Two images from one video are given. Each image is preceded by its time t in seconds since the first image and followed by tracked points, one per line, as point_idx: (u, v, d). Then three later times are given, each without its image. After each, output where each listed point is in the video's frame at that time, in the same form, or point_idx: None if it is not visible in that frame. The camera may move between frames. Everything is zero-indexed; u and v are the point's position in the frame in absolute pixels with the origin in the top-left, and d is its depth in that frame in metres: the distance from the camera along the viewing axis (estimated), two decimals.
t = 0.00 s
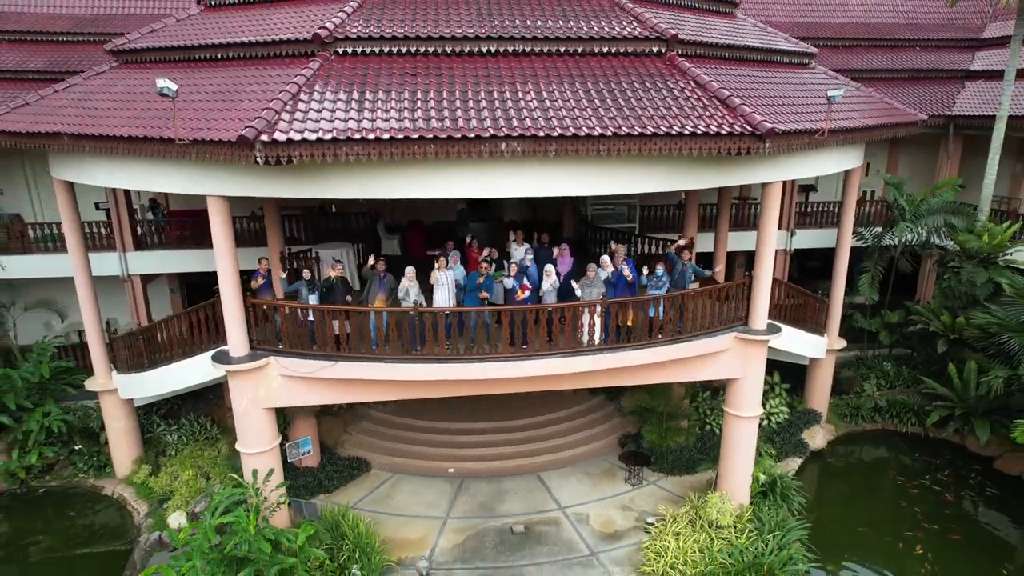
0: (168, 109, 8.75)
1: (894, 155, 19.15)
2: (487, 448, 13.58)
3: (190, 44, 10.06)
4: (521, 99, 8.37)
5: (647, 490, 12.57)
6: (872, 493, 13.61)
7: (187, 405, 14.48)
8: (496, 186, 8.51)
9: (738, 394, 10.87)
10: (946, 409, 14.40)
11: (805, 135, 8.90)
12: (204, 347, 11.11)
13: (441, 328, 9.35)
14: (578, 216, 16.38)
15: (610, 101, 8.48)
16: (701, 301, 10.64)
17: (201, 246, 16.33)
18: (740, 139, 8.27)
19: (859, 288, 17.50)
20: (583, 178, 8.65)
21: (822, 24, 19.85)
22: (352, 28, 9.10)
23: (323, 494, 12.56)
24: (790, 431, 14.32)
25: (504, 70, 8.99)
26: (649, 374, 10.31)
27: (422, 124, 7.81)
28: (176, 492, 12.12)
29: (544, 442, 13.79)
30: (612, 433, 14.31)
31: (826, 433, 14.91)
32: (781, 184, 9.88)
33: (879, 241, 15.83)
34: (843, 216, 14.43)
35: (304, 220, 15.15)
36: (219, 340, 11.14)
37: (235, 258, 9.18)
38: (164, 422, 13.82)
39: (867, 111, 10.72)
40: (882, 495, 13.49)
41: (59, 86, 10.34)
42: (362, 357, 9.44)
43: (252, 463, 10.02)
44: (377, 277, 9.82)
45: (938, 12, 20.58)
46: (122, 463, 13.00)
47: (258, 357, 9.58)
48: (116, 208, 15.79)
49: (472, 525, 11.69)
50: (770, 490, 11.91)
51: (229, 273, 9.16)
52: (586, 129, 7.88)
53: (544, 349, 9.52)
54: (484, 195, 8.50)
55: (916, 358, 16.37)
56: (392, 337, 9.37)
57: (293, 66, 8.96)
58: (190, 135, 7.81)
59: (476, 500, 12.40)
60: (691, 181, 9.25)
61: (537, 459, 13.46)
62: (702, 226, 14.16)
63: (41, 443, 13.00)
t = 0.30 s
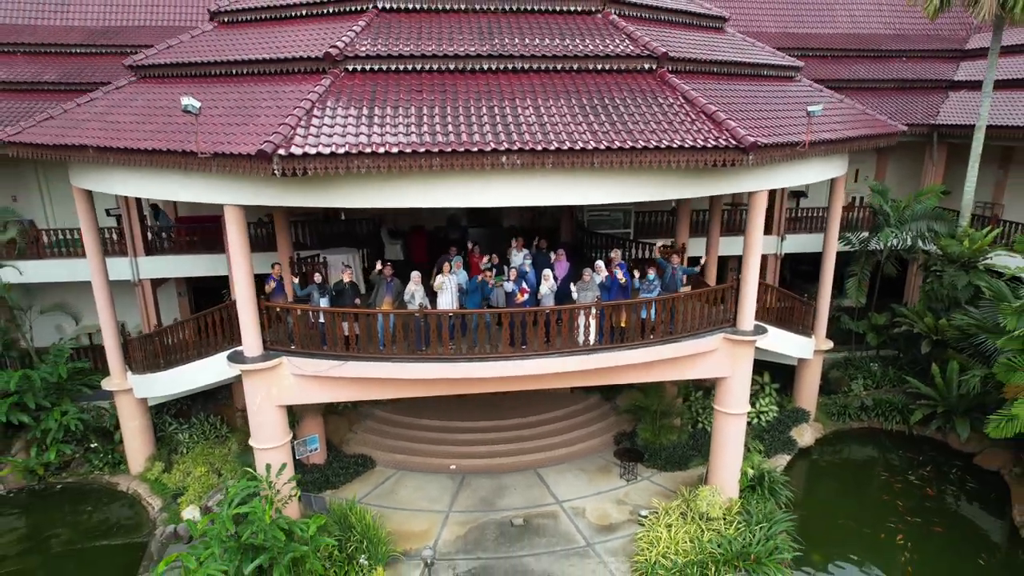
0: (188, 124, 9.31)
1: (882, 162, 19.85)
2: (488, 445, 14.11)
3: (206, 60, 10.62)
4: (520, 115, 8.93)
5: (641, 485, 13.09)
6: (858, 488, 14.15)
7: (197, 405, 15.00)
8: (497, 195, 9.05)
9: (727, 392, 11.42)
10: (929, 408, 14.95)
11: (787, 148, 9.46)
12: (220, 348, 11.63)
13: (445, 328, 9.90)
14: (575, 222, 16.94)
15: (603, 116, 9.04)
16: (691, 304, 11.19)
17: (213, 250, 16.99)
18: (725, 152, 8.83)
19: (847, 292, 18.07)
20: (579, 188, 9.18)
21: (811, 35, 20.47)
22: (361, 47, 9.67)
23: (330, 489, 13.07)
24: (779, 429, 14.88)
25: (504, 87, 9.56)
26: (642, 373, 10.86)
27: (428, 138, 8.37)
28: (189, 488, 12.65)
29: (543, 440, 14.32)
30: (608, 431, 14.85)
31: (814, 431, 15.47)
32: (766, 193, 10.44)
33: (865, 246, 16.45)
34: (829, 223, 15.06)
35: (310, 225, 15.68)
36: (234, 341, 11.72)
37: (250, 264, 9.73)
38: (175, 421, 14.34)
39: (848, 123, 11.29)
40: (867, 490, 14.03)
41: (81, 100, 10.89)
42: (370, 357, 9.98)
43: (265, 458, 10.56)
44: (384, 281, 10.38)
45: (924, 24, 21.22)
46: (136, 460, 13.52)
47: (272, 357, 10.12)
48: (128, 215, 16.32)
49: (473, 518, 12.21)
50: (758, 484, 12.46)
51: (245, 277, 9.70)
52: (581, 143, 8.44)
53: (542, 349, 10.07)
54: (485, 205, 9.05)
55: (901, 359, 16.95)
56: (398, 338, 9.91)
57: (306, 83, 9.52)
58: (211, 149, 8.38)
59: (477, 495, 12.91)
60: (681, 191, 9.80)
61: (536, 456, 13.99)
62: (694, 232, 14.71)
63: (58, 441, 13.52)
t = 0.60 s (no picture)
0: (208, 133, 9.87)
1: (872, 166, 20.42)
2: (489, 438, 14.68)
3: (222, 71, 11.18)
4: (521, 125, 9.51)
5: (636, 477, 13.66)
6: (845, 479, 14.74)
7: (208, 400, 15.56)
8: (498, 200, 9.61)
9: (717, 386, 12.01)
10: (913, 403, 15.53)
11: (772, 156, 10.04)
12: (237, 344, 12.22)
13: (449, 326, 10.47)
14: (574, 224, 17.50)
15: (598, 126, 9.62)
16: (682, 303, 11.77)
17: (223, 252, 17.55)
18: (712, 160, 9.40)
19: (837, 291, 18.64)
20: (577, 193, 9.74)
21: (803, 41, 21.05)
22: (370, 60, 10.24)
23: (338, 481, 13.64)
24: (768, 424, 15.47)
25: (505, 98, 10.13)
26: (636, 368, 11.45)
27: (434, 148, 8.94)
28: (203, 479, 13.21)
29: (542, 433, 14.90)
30: (605, 425, 15.44)
31: (803, 425, 16.06)
32: (754, 198, 11.01)
33: (854, 247, 17.05)
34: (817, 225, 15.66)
35: (316, 227, 16.16)
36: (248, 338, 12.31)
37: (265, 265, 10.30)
38: (188, 416, 14.90)
39: (833, 131, 11.86)
40: (853, 480, 14.62)
41: (102, 109, 11.54)
42: (378, 353, 10.55)
43: (279, 449, 11.14)
44: (392, 281, 10.98)
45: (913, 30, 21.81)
46: (151, 453, 14.08)
47: (285, 353, 10.69)
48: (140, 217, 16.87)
49: (476, 507, 12.77)
50: (748, 475, 13.04)
51: (260, 278, 10.26)
52: (578, 153, 9.01)
53: (542, 345, 10.64)
54: (488, 210, 9.62)
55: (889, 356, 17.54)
56: (406, 335, 10.48)
57: (318, 94, 10.09)
58: (231, 158, 8.94)
59: (480, 485, 13.49)
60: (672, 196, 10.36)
61: (535, 449, 14.56)
62: (687, 233, 15.27)
63: (78, 434, 14.09)
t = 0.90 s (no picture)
0: (226, 141, 10.45)
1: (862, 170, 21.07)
2: (490, 433, 15.27)
3: (237, 82, 11.77)
4: (521, 135, 10.11)
5: (631, 469, 14.25)
6: (833, 471, 15.32)
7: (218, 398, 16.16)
8: (500, 205, 10.17)
9: (708, 382, 12.62)
10: (899, 398, 16.11)
11: (759, 163, 10.64)
12: (252, 340, 12.86)
13: (453, 323, 11.06)
14: (572, 227, 18.06)
15: (594, 136, 10.22)
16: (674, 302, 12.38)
17: (231, 253, 18.11)
18: (701, 168, 10.01)
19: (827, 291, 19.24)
20: (574, 199, 10.33)
21: (794, 48, 21.66)
22: (379, 72, 10.83)
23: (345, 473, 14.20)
24: (759, 419, 16.08)
25: (506, 109, 10.73)
26: (630, 364, 12.05)
27: (440, 157, 9.54)
28: (217, 472, 13.78)
29: (541, 428, 15.49)
30: (602, 420, 16.04)
31: (793, 420, 16.66)
32: (741, 202, 11.61)
33: (843, 248, 17.67)
34: (806, 227, 16.27)
35: (323, 228, 16.84)
36: (261, 335, 12.87)
37: (279, 265, 10.89)
38: (200, 412, 15.47)
39: (818, 138, 12.45)
40: (841, 472, 15.21)
41: (123, 117, 12.25)
42: (387, 349, 11.15)
43: (291, 441, 11.72)
44: (399, 282, 11.60)
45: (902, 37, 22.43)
46: (165, 447, 14.63)
47: (297, 350, 11.28)
48: (153, 219, 17.43)
49: (477, 498, 13.34)
50: (738, 466, 13.63)
51: (274, 278, 10.85)
52: (574, 161, 9.62)
53: (541, 342, 11.23)
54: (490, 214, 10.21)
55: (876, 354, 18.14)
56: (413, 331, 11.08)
57: (330, 105, 10.68)
58: (249, 166, 9.54)
59: (482, 478, 14.07)
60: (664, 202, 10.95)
61: (535, 443, 15.15)
62: (681, 235, 15.87)
63: (95, 429, 14.68)
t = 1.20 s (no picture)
0: (243, 151, 11.08)
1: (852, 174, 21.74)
2: (492, 429, 15.89)
3: (251, 94, 12.40)
4: (522, 145, 10.75)
5: (627, 463, 14.86)
6: (821, 465, 15.92)
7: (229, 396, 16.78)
8: (502, 212, 10.79)
9: (700, 378, 13.25)
10: (885, 396, 16.72)
11: (746, 171, 11.27)
12: (266, 339, 13.50)
13: (458, 323, 11.68)
14: (570, 230, 18.65)
15: (590, 147, 10.86)
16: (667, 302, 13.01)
17: (240, 256, 18.73)
18: (691, 176, 10.64)
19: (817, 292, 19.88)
20: (572, 206, 10.95)
21: (786, 56, 22.30)
22: (387, 86, 11.46)
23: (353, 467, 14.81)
24: (750, 415, 16.70)
25: (507, 120, 11.37)
26: (626, 362, 12.67)
27: (446, 166, 10.17)
28: (230, 466, 14.38)
29: (541, 424, 16.11)
30: (599, 416, 16.66)
31: (783, 417, 17.29)
32: (731, 208, 12.25)
33: (832, 251, 18.30)
34: (796, 231, 16.89)
35: (329, 231, 17.49)
36: (274, 334, 13.48)
37: (293, 268, 11.52)
38: (213, 409, 16.08)
39: (804, 146, 13.09)
40: (829, 466, 15.82)
41: (143, 127, 12.91)
42: (394, 347, 11.77)
43: (303, 435, 12.34)
44: (406, 283, 12.22)
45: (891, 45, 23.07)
46: (180, 442, 15.23)
47: (310, 348, 11.91)
48: (165, 223, 18.03)
49: (479, 490, 13.96)
50: (729, 460, 14.25)
51: (288, 280, 11.48)
52: (572, 170, 10.24)
53: (541, 340, 11.86)
54: (493, 220, 10.83)
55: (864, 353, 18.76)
56: (419, 330, 11.70)
57: (340, 117, 11.32)
58: (266, 175, 10.16)
59: (484, 471, 14.68)
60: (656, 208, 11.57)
61: (534, 438, 15.77)
62: (675, 238, 16.50)
63: (113, 424, 15.31)
